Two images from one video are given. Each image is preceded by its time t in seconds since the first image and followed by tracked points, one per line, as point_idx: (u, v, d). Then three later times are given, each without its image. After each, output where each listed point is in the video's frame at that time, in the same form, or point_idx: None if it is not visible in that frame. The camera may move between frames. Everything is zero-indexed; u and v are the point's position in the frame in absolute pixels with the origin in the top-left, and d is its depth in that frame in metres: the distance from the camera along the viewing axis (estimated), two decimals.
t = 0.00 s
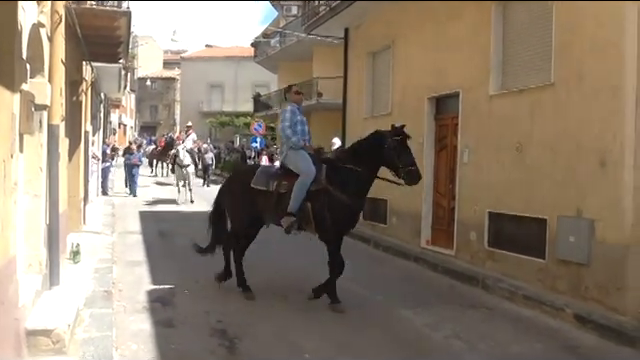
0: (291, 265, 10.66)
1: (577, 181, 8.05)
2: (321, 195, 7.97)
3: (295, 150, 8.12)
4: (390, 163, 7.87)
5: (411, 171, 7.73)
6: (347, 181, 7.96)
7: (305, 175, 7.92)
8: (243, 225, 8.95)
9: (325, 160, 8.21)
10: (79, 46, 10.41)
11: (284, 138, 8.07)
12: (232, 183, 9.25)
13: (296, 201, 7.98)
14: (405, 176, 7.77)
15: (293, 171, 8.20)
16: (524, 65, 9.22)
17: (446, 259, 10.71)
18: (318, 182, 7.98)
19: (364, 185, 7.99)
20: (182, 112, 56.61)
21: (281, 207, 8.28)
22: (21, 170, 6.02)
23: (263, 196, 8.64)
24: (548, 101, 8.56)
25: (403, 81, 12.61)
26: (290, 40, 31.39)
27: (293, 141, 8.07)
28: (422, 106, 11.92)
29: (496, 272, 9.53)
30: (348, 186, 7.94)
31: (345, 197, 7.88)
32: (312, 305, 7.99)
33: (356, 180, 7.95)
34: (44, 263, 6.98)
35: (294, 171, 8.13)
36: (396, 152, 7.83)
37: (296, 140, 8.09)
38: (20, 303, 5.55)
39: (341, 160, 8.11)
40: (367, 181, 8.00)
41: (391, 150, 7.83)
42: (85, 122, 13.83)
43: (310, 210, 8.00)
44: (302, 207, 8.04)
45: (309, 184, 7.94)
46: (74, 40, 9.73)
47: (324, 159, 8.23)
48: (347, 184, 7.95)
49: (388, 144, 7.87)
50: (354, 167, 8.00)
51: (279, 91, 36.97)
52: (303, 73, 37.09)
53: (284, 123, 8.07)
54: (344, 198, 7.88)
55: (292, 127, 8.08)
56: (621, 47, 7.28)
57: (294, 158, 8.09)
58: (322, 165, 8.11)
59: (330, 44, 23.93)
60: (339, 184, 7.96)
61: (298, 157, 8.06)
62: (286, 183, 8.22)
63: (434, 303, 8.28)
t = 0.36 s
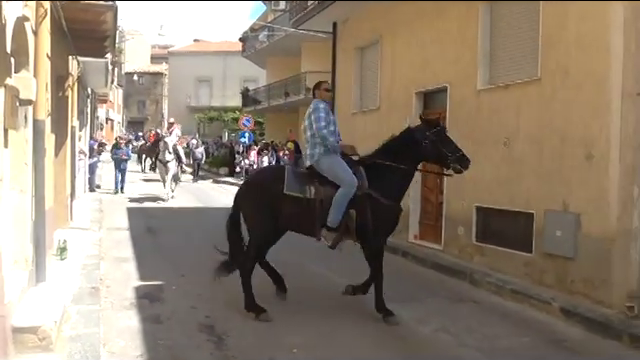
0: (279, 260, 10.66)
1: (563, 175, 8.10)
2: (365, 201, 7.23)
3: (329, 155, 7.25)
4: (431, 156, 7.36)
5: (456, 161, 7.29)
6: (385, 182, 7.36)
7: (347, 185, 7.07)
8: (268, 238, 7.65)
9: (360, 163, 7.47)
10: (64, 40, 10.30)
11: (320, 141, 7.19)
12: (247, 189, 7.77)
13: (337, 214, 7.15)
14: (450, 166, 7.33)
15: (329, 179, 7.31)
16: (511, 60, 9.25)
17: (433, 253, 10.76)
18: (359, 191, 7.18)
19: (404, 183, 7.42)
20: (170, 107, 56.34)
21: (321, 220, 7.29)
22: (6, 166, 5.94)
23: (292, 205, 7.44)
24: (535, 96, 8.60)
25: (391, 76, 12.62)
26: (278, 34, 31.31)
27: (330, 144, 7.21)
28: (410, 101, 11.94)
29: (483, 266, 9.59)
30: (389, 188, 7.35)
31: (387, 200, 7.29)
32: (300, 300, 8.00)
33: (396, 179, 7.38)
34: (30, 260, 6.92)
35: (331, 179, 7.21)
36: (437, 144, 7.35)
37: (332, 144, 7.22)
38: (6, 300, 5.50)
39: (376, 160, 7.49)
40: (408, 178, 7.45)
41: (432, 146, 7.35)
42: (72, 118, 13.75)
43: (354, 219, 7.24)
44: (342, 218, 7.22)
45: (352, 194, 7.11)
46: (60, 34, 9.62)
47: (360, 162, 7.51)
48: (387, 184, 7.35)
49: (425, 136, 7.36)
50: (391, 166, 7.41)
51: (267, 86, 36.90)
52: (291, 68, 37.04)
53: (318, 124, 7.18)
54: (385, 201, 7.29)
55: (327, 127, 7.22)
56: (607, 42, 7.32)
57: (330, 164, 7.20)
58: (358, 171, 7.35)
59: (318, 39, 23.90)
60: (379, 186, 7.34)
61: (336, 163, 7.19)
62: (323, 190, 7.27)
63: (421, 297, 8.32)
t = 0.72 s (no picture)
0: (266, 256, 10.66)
1: (548, 170, 8.17)
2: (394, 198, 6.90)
3: (358, 147, 6.91)
4: (466, 153, 6.91)
5: (492, 156, 6.78)
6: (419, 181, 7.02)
7: (384, 179, 6.71)
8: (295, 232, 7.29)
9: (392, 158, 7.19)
10: (48, 35, 10.19)
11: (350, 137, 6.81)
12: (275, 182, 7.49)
13: (372, 209, 6.75)
14: (487, 162, 6.83)
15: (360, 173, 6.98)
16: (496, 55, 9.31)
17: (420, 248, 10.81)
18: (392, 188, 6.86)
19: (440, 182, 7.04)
20: (156, 104, 56.06)
21: (352, 216, 7.01)
22: None
23: (324, 197, 7.19)
24: (520, 91, 8.65)
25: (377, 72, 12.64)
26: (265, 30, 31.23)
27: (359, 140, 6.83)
28: (396, 97, 11.98)
29: (469, 260, 9.65)
30: (420, 186, 6.98)
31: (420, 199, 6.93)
32: (287, 296, 8.01)
33: (432, 179, 7.02)
34: (16, 257, 6.88)
35: (362, 173, 6.90)
36: (469, 140, 6.89)
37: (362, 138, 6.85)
38: None
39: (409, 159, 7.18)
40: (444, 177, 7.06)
41: (462, 141, 6.90)
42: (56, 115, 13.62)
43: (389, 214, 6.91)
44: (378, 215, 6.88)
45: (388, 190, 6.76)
46: (43, 30, 9.52)
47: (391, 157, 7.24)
48: (421, 183, 7.00)
49: (457, 133, 6.94)
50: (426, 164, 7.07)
51: (254, 82, 36.82)
52: (278, 64, 36.99)
53: (345, 116, 6.80)
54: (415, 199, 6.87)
55: (354, 119, 6.85)
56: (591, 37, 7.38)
57: (360, 157, 6.87)
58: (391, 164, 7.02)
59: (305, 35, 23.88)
60: (413, 185, 7.00)
61: (369, 158, 6.84)
62: (354, 185, 6.98)
63: (408, 292, 8.35)
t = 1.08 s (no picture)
0: (247, 253, 10.64)
1: (526, 167, 8.24)
2: (421, 205, 6.30)
3: (379, 152, 6.33)
4: (489, 142, 6.18)
5: (516, 141, 6.02)
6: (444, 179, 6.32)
7: (404, 190, 6.11)
8: (305, 245, 6.81)
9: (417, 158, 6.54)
10: (24, 31, 10.02)
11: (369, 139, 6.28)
12: (291, 190, 6.99)
13: (393, 221, 6.24)
14: (514, 149, 6.07)
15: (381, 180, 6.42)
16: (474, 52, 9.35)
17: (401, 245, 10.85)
18: (418, 193, 6.24)
19: (466, 177, 6.30)
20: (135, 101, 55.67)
21: (372, 228, 6.51)
22: None
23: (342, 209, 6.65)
24: (499, 88, 8.70)
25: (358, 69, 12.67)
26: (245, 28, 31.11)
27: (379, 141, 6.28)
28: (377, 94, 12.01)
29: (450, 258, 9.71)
30: (449, 188, 6.27)
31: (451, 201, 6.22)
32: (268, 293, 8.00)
33: (458, 176, 6.30)
34: None
35: (383, 181, 6.31)
36: (485, 128, 6.16)
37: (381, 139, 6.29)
38: None
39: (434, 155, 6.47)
40: (471, 171, 6.30)
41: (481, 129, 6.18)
42: (34, 112, 13.45)
43: (413, 224, 6.39)
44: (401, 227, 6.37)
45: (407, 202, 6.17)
46: (19, 26, 9.36)
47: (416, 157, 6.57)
48: (447, 183, 6.29)
49: (472, 122, 6.24)
50: (447, 160, 6.37)
51: (235, 79, 36.70)
52: (258, 61, 36.89)
53: (365, 116, 6.25)
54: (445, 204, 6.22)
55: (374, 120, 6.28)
56: (569, 36, 7.44)
57: (380, 163, 6.29)
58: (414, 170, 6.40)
59: (285, 32, 23.84)
60: (438, 186, 6.29)
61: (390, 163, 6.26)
62: (374, 193, 6.46)
63: (388, 289, 8.38)
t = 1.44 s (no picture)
0: (231, 253, 10.61)
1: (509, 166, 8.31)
2: (433, 209, 5.80)
3: (398, 154, 5.92)
4: (535, 145, 5.44)
5: (569, 144, 5.36)
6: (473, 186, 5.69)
7: (409, 193, 5.79)
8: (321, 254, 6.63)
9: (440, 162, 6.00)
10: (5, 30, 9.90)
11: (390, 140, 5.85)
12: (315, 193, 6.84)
13: (400, 226, 5.93)
14: (565, 152, 5.39)
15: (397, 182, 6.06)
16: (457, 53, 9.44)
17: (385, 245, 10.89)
18: (432, 196, 5.78)
19: (499, 182, 5.65)
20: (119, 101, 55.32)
21: (380, 232, 6.21)
22: None
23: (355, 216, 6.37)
24: (482, 88, 8.80)
25: (342, 69, 12.70)
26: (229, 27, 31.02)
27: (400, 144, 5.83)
28: (361, 94, 12.05)
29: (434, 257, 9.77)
30: (469, 193, 5.67)
31: (472, 213, 5.60)
32: (252, 293, 7.99)
33: (488, 179, 5.65)
34: None
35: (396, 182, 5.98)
36: (534, 129, 5.43)
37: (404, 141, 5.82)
38: None
39: (461, 157, 5.88)
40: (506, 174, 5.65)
41: (526, 129, 5.45)
42: (15, 112, 13.31)
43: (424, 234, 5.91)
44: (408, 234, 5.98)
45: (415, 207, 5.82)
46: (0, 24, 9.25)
47: (443, 159, 6.03)
48: (476, 191, 5.66)
49: (517, 122, 5.51)
50: (482, 164, 5.69)
51: (219, 78, 36.59)
52: (242, 61, 36.80)
53: (388, 116, 5.81)
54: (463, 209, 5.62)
55: (397, 123, 5.83)
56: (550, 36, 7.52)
57: (396, 165, 5.92)
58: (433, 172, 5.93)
59: (269, 31, 23.79)
60: (462, 194, 5.69)
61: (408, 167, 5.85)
62: (387, 195, 6.12)
63: (373, 288, 8.40)
